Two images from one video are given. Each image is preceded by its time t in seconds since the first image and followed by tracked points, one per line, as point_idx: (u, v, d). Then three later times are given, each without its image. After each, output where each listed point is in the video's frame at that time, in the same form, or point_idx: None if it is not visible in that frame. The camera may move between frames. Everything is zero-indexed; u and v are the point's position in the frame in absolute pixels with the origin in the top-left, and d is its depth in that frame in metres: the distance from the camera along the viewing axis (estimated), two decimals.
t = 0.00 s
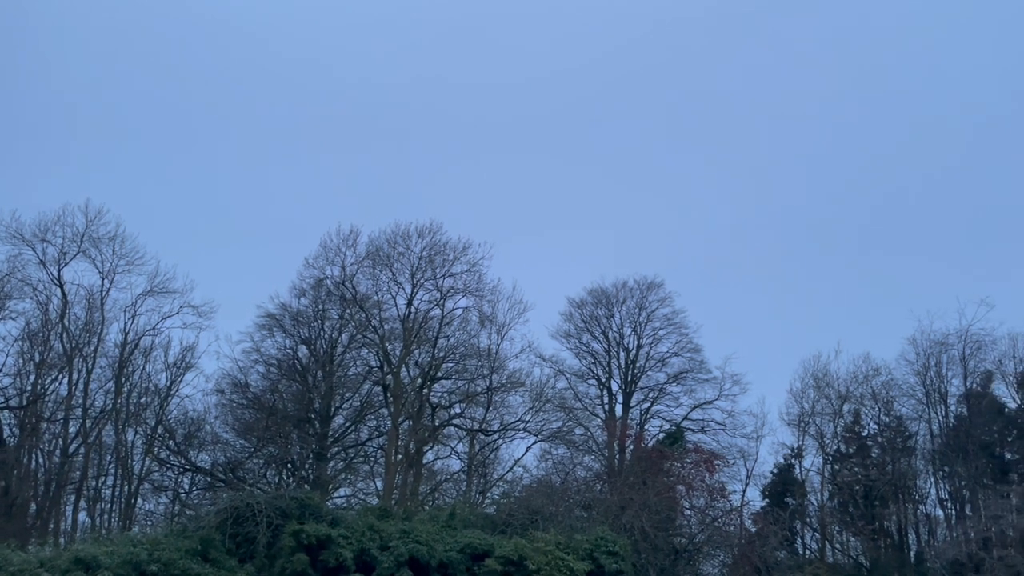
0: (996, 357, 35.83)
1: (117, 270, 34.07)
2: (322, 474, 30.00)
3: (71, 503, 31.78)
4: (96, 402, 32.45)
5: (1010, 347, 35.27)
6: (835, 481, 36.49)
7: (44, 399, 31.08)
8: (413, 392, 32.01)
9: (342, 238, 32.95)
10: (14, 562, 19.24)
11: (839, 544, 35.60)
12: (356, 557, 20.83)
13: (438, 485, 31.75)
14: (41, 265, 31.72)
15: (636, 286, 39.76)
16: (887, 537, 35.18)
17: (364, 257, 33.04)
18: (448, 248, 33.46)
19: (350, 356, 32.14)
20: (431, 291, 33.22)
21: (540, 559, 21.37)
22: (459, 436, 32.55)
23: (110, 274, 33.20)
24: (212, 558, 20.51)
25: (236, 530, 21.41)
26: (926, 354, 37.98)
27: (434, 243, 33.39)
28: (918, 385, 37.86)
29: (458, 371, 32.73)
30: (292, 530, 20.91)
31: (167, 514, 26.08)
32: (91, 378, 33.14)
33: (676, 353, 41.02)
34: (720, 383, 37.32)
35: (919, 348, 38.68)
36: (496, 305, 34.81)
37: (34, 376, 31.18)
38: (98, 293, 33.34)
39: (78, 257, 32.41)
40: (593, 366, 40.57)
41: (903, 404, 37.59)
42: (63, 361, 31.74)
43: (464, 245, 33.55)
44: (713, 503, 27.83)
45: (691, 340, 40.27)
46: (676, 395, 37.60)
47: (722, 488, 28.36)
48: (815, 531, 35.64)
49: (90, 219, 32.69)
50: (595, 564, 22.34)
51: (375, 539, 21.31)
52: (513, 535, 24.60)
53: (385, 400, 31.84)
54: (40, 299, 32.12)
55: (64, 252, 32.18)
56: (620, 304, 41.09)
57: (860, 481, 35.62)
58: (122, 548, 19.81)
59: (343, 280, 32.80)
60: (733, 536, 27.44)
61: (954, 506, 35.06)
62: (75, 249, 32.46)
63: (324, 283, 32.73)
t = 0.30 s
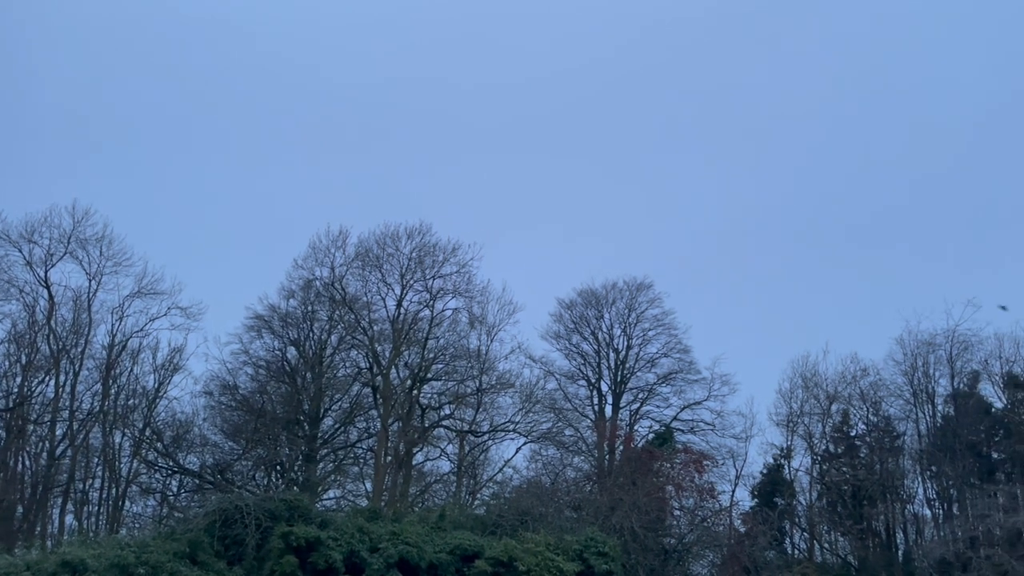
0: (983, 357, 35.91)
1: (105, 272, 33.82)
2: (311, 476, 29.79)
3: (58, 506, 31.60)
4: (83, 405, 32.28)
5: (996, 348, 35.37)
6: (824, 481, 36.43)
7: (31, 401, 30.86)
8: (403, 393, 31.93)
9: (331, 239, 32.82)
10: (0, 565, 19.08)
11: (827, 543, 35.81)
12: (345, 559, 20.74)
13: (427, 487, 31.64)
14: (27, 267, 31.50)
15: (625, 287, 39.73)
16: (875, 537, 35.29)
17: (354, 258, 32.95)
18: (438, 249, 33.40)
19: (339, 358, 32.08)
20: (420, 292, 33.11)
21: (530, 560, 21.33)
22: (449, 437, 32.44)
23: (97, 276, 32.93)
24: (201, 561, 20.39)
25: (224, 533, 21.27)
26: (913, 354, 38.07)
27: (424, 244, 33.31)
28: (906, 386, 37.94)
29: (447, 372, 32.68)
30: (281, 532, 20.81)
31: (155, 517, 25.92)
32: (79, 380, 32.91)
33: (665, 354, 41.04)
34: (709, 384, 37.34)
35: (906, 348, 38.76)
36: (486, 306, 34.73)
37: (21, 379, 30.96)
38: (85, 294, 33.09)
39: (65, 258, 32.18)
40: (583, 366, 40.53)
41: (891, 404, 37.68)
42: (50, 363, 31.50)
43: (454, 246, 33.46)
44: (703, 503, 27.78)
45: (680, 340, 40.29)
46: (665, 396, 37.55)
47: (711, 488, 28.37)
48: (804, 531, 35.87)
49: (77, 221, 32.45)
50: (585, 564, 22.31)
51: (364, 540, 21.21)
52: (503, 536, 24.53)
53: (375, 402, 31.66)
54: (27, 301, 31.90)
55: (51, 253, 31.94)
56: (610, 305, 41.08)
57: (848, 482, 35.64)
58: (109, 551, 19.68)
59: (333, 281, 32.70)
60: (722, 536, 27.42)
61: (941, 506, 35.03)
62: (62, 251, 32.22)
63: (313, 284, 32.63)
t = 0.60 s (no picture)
0: (974, 357, 35.96)
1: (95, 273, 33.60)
2: (303, 477, 29.67)
3: (49, 508, 31.51)
4: (74, 407, 32.12)
5: (986, 347, 35.44)
6: (816, 481, 36.49)
7: (21, 403, 30.66)
8: (396, 394, 31.78)
9: (323, 240, 32.72)
10: None
11: (819, 543, 35.86)
12: (338, 560, 20.66)
13: (420, 488, 31.54)
14: (18, 268, 31.29)
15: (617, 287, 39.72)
16: (867, 536, 35.24)
17: (346, 259, 32.86)
18: (430, 250, 33.34)
19: (332, 359, 31.91)
20: (413, 293, 33.04)
21: (523, 561, 21.28)
22: (441, 438, 32.38)
23: (88, 277, 32.75)
24: (193, 563, 20.26)
25: (216, 535, 21.16)
26: (904, 354, 38.13)
27: (416, 245, 33.24)
28: (897, 385, 38.02)
29: (439, 373, 32.59)
30: (273, 534, 20.71)
31: (146, 519, 25.77)
32: (69, 382, 32.71)
33: (657, 354, 41.02)
34: (701, 384, 37.32)
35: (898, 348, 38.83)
36: (478, 306, 34.67)
37: (11, 380, 30.73)
38: (76, 296, 32.90)
39: (56, 259, 31.97)
40: (576, 367, 40.50)
41: (883, 403, 37.75)
42: (40, 365, 31.29)
43: (446, 247, 33.40)
44: (695, 503, 27.76)
45: (673, 341, 40.28)
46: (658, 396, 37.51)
47: (703, 488, 28.34)
48: (796, 531, 35.95)
49: (68, 222, 32.25)
50: (578, 565, 22.27)
51: (357, 542, 21.13)
52: (495, 537, 24.45)
53: (367, 403, 31.50)
54: (17, 302, 31.69)
55: (42, 254, 31.74)
56: (602, 306, 41.06)
57: (840, 481, 35.61)
58: (101, 553, 19.56)
59: (325, 283, 32.60)
60: (715, 536, 27.39)
61: (933, 505, 35.09)
62: (52, 252, 32.01)
63: (305, 285, 32.52)
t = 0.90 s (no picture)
0: (967, 356, 36.01)
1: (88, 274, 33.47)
2: (298, 479, 29.78)
3: (43, 511, 31.43)
4: (68, 409, 31.99)
5: (980, 346, 35.50)
6: (811, 480, 36.30)
7: (15, 405, 30.54)
8: (391, 395, 31.74)
9: (318, 241, 32.65)
10: None
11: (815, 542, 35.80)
12: (333, 562, 20.63)
13: (416, 489, 31.56)
14: (11, 270, 31.17)
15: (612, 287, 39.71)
16: (862, 535, 35.23)
17: (340, 260, 32.80)
18: (425, 250, 33.30)
19: (326, 360, 31.80)
20: (408, 294, 32.98)
21: (519, 561, 21.26)
22: (436, 439, 32.36)
23: (81, 278, 32.64)
24: (187, 566, 20.18)
25: (211, 536, 21.10)
26: (898, 353, 38.18)
27: (411, 245, 33.20)
28: (891, 384, 38.08)
29: (434, 374, 32.55)
30: (269, 535, 20.65)
31: (141, 521, 25.70)
32: (63, 384, 32.58)
33: (652, 354, 41.02)
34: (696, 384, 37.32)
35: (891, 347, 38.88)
36: (473, 307, 34.63)
37: (4, 383, 30.59)
38: (70, 298, 32.78)
39: (49, 261, 31.85)
40: (571, 367, 40.48)
41: (877, 403, 37.82)
42: (34, 367, 31.18)
43: (441, 248, 33.35)
44: (691, 503, 27.78)
45: (667, 341, 40.28)
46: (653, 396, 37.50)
47: (698, 488, 28.35)
48: (791, 530, 35.94)
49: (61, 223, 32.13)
50: (573, 565, 22.26)
51: (352, 543, 21.09)
52: (491, 538, 24.39)
53: (362, 404, 31.43)
54: (10, 304, 31.56)
55: (35, 256, 31.62)
56: (597, 306, 41.06)
57: (835, 480, 35.51)
58: (95, 556, 19.51)
59: (320, 284, 32.52)
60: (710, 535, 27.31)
61: (927, 504, 35.20)
62: (45, 253, 31.88)
63: (300, 286, 32.45)
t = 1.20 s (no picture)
0: (963, 355, 36.06)
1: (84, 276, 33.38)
2: (295, 480, 29.68)
3: (40, 513, 31.40)
4: (64, 411, 31.90)
5: (975, 345, 35.56)
6: (808, 479, 36.23)
7: (11, 407, 30.48)
8: (388, 396, 31.68)
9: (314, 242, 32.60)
10: None
11: (812, 541, 35.69)
12: (330, 563, 20.60)
13: (413, 490, 31.57)
14: (6, 272, 31.08)
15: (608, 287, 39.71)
16: (858, 534, 35.15)
17: (337, 261, 32.77)
18: (422, 251, 33.27)
19: (323, 361, 31.87)
20: (404, 295, 32.96)
21: (516, 561, 21.23)
22: (434, 440, 32.35)
23: (77, 280, 32.59)
24: (184, 568, 20.12)
25: (208, 538, 21.06)
26: (894, 352, 38.23)
27: (408, 246, 33.17)
28: (887, 383, 38.12)
29: (431, 374, 32.53)
30: (266, 537, 20.61)
31: (138, 523, 25.66)
32: (59, 387, 32.51)
33: (649, 353, 41.04)
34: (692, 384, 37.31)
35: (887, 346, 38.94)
36: (470, 307, 34.62)
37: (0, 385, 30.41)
38: (65, 299, 32.72)
39: (45, 263, 31.78)
40: (568, 367, 40.48)
41: (873, 402, 37.88)
42: (30, 369, 31.10)
43: (437, 248, 33.34)
44: (688, 502, 27.81)
45: (664, 341, 40.29)
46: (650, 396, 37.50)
47: (695, 488, 28.38)
48: (789, 530, 36.03)
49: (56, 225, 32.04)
50: (571, 565, 22.26)
51: (350, 544, 21.06)
52: (488, 538, 24.34)
53: (359, 404, 31.37)
54: (6, 306, 31.46)
55: (30, 258, 31.55)
56: (594, 306, 41.06)
57: (832, 479, 35.45)
58: (92, 558, 19.47)
59: (316, 285, 32.43)
60: (707, 535, 27.53)
61: (923, 503, 35.26)
62: (41, 255, 31.80)
63: (296, 287, 32.37)
